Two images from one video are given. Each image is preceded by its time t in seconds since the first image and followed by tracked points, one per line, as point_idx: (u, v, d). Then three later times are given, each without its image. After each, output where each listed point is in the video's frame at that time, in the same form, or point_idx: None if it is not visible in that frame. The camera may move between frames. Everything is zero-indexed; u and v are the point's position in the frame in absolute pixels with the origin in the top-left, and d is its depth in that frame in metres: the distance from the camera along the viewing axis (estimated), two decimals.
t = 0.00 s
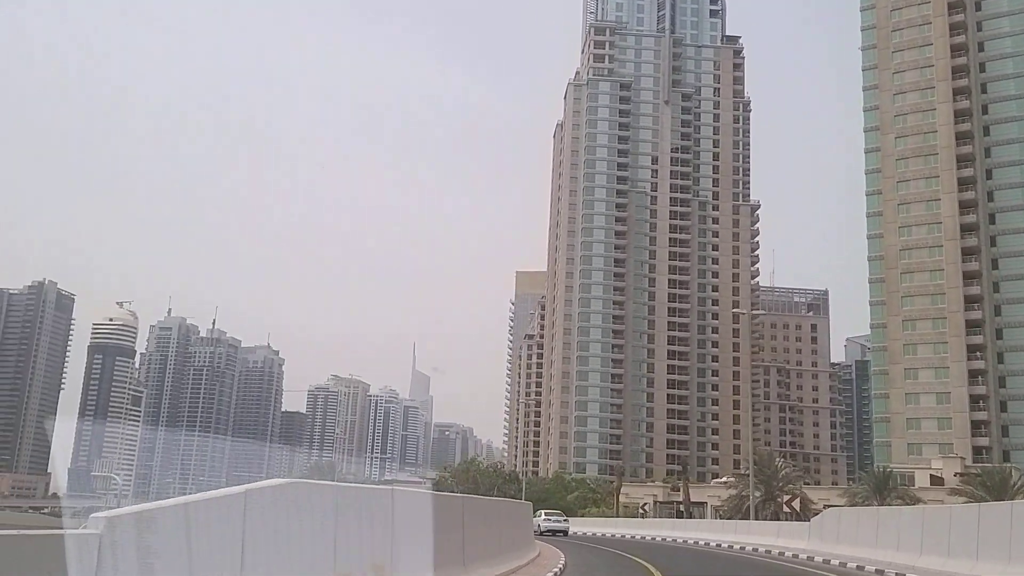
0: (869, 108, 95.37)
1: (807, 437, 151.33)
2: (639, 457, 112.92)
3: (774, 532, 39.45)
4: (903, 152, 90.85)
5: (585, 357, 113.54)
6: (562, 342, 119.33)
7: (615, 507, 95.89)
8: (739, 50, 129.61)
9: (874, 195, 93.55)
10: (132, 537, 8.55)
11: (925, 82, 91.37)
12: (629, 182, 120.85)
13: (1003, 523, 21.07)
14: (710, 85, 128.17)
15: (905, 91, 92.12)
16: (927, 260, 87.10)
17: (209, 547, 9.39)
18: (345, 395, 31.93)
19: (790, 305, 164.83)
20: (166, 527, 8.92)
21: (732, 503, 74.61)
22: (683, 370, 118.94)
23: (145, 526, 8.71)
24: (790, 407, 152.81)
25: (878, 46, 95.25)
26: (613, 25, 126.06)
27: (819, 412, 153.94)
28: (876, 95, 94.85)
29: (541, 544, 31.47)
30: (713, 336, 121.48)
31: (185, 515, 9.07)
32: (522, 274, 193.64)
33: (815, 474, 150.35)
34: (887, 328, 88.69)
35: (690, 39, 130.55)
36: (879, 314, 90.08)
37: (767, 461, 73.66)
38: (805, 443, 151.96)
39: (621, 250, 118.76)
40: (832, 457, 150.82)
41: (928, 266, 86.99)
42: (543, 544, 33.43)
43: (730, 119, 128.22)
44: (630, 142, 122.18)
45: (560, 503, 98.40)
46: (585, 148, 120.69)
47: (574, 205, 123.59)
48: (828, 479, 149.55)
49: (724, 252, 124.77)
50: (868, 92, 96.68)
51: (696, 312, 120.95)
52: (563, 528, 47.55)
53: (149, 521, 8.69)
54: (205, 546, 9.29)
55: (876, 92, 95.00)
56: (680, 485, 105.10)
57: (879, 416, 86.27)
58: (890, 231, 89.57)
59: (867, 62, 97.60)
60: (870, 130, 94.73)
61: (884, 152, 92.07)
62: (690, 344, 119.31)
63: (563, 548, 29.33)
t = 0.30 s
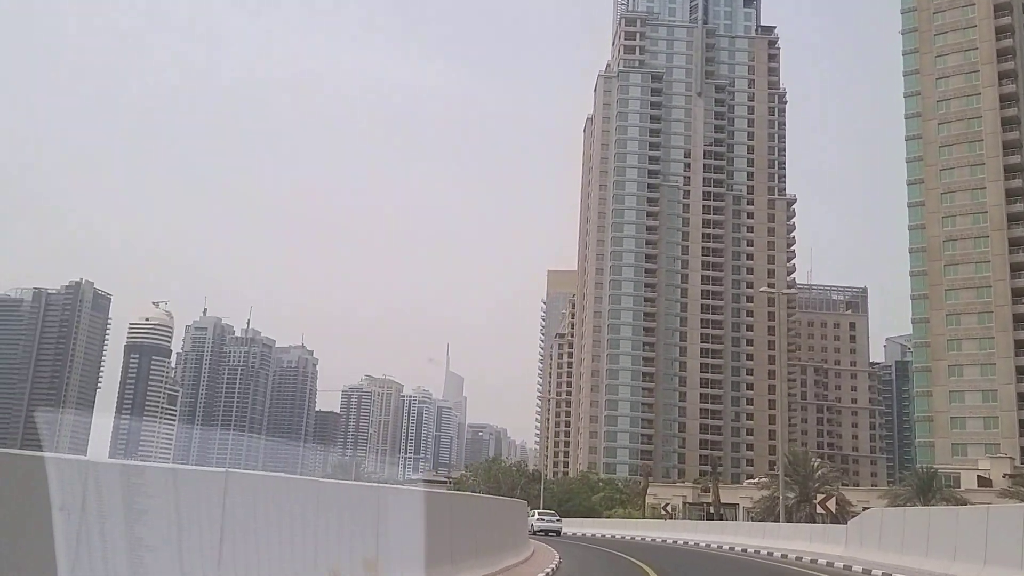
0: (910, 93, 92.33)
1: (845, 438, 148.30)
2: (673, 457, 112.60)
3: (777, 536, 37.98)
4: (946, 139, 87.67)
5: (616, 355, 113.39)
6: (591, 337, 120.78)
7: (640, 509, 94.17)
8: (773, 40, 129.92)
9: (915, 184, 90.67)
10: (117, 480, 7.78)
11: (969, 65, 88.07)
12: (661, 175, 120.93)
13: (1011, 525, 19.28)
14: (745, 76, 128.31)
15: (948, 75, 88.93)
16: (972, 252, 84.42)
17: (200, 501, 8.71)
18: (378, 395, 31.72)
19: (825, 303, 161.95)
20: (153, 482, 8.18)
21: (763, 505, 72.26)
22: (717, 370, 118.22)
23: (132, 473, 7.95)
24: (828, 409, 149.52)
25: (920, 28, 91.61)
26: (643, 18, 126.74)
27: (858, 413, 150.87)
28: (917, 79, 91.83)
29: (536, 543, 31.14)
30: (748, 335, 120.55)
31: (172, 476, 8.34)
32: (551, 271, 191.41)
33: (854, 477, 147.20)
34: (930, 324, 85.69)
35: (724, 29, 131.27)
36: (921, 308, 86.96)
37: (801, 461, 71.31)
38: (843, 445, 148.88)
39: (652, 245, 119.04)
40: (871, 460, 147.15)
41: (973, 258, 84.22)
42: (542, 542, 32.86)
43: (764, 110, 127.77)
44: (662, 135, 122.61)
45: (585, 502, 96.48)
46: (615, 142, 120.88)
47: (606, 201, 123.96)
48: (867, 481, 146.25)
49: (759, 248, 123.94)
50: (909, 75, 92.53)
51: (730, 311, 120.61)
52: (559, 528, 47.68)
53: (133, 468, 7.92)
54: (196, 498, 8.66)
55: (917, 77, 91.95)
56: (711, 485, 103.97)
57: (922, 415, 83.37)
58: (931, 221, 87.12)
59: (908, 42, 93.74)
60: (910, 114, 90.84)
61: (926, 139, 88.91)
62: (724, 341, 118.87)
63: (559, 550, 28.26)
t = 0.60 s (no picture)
0: (951, 71, 89.16)
1: (884, 434, 144.17)
2: (703, 452, 110.66)
3: (782, 536, 35.66)
4: (989, 117, 84.30)
5: (645, 350, 111.42)
6: (619, 331, 118.24)
7: (668, 507, 91.68)
8: (807, 24, 127.24)
9: (957, 165, 87.31)
10: (99, 480, 7.59)
11: (1014, 38, 84.30)
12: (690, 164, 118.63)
13: (992, 522, 18.66)
14: (777, 61, 125.93)
15: (992, 50, 85.53)
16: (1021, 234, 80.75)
17: (193, 502, 8.56)
18: (409, 393, 38.21)
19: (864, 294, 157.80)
20: (141, 481, 7.99)
21: (797, 502, 69.49)
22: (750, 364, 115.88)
23: (119, 472, 7.80)
24: (864, 404, 145.54)
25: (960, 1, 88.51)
26: (671, 3, 124.71)
27: (897, 408, 146.67)
28: (958, 55, 88.65)
29: (528, 543, 28.64)
30: (781, 328, 118.51)
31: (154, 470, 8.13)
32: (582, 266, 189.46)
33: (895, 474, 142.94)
34: (976, 311, 82.38)
35: (755, 13, 128.46)
36: (964, 295, 83.78)
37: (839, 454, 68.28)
38: (882, 442, 144.73)
39: (682, 236, 116.68)
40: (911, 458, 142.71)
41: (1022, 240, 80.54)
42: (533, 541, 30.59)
43: (797, 95, 125.31)
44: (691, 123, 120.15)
45: (610, 501, 93.72)
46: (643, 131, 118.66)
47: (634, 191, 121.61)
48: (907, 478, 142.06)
49: (793, 240, 121.49)
50: (950, 53, 89.75)
51: (763, 303, 118.44)
52: (546, 526, 45.41)
53: (113, 464, 7.70)
54: (187, 501, 8.50)
55: (958, 53, 88.71)
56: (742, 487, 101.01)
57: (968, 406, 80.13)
58: (976, 203, 83.96)
59: (949, 17, 90.46)
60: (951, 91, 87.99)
61: (969, 118, 85.67)
62: (756, 335, 116.95)
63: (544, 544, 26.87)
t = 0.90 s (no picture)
0: (986, 56, 86.45)
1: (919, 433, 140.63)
2: (732, 453, 108.34)
3: (804, 539, 33.37)
4: None
5: (670, 348, 109.73)
6: (644, 329, 116.37)
7: (692, 508, 89.57)
8: (835, 14, 124.65)
9: (994, 150, 84.64)
10: (75, 484, 7.77)
11: None
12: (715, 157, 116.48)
13: None
14: (804, 52, 123.44)
15: None
16: None
17: (165, 502, 8.76)
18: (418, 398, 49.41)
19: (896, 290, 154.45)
20: (115, 487, 8.16)
21: (831, 502, 67.19)
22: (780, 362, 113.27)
23: (95, 476, 7.99)
24: (899, 403, 141.65)
25: None
26: None
27: (932, 407, 143.04)
28: (993, 39, 85.98)
29: (522, 548, 26.57)
30: (812, 325, 115.73)
31: (129, 469, 8.37)
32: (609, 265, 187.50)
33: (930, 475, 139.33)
34: (1015, 303, 79.66)
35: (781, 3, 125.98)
36: (1003, 285, 81.06)
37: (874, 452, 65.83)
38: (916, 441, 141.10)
39: (707, 232, 114.53)
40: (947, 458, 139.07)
41: None
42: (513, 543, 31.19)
43: (825, 86, 122.69)
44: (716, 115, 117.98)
45: (631, 503, 91.43)
46: (666, 125, 116.78)
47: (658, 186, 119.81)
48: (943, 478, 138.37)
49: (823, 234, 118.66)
50: (984, 36, 87.04)
51: (792, 299, 115.52)
52: (531, 530, 46.61)
53: (89, 466, 7.91)
54: (160, 500, 8.68)
55: (993, 36, 86.01)
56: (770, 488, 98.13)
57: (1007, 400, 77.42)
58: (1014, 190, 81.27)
59: None
60: (987, 76, 85.34)
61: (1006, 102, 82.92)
62: (786, 332, 113.93)
63: (530, 547, 27.73)
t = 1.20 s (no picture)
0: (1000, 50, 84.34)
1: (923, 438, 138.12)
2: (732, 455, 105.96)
3: (813, 548, 31.10)
4: None
5: (670, 347, 107.37)
6: (644, 328, 114.15)
7: (688, 512, 87.23)
8: (842, 9, 122.45)
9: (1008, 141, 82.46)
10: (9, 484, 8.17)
11: None
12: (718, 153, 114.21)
13: None
14: (810, 47, 121.16)
15: None
16: None
17: (105, 495, 9.05)
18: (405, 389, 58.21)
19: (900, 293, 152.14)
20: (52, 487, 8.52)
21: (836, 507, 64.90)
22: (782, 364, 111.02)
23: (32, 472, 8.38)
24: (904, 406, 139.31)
25: None
26: None
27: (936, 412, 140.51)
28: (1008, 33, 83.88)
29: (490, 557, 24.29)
30: (817, 326, 113.36)
31: (69, 469, 8.66)
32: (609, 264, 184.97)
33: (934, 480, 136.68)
34: None
35: None
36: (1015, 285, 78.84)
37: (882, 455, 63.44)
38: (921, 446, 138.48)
39: (709, 229, 112.18)
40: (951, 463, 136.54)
41: None
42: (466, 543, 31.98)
43: (831, 82, 120.39)
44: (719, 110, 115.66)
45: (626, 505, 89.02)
46: (668, 119, 114.53)
47: (659, 182, 117.58)
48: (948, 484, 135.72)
49: (828, 233, 116.28)
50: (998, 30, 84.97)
51: (796, 299, 113.28)
52: (489, 531, 46.20)
53: (27, 471, 8.30)
54: (100, 496, 8.99)
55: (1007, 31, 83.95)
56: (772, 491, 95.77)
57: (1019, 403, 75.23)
58: None
59: None
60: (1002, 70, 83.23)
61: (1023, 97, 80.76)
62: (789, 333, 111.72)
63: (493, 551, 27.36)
